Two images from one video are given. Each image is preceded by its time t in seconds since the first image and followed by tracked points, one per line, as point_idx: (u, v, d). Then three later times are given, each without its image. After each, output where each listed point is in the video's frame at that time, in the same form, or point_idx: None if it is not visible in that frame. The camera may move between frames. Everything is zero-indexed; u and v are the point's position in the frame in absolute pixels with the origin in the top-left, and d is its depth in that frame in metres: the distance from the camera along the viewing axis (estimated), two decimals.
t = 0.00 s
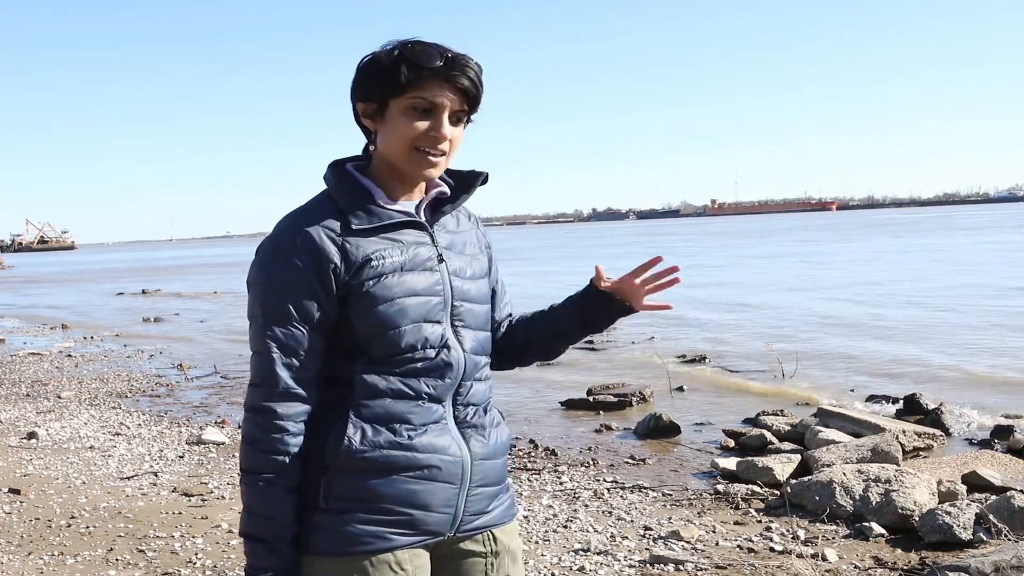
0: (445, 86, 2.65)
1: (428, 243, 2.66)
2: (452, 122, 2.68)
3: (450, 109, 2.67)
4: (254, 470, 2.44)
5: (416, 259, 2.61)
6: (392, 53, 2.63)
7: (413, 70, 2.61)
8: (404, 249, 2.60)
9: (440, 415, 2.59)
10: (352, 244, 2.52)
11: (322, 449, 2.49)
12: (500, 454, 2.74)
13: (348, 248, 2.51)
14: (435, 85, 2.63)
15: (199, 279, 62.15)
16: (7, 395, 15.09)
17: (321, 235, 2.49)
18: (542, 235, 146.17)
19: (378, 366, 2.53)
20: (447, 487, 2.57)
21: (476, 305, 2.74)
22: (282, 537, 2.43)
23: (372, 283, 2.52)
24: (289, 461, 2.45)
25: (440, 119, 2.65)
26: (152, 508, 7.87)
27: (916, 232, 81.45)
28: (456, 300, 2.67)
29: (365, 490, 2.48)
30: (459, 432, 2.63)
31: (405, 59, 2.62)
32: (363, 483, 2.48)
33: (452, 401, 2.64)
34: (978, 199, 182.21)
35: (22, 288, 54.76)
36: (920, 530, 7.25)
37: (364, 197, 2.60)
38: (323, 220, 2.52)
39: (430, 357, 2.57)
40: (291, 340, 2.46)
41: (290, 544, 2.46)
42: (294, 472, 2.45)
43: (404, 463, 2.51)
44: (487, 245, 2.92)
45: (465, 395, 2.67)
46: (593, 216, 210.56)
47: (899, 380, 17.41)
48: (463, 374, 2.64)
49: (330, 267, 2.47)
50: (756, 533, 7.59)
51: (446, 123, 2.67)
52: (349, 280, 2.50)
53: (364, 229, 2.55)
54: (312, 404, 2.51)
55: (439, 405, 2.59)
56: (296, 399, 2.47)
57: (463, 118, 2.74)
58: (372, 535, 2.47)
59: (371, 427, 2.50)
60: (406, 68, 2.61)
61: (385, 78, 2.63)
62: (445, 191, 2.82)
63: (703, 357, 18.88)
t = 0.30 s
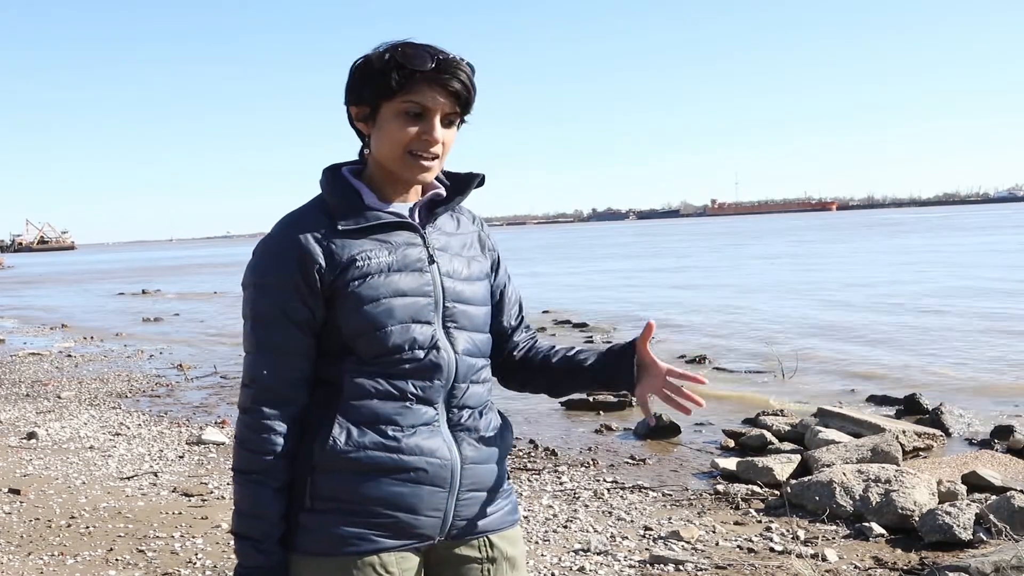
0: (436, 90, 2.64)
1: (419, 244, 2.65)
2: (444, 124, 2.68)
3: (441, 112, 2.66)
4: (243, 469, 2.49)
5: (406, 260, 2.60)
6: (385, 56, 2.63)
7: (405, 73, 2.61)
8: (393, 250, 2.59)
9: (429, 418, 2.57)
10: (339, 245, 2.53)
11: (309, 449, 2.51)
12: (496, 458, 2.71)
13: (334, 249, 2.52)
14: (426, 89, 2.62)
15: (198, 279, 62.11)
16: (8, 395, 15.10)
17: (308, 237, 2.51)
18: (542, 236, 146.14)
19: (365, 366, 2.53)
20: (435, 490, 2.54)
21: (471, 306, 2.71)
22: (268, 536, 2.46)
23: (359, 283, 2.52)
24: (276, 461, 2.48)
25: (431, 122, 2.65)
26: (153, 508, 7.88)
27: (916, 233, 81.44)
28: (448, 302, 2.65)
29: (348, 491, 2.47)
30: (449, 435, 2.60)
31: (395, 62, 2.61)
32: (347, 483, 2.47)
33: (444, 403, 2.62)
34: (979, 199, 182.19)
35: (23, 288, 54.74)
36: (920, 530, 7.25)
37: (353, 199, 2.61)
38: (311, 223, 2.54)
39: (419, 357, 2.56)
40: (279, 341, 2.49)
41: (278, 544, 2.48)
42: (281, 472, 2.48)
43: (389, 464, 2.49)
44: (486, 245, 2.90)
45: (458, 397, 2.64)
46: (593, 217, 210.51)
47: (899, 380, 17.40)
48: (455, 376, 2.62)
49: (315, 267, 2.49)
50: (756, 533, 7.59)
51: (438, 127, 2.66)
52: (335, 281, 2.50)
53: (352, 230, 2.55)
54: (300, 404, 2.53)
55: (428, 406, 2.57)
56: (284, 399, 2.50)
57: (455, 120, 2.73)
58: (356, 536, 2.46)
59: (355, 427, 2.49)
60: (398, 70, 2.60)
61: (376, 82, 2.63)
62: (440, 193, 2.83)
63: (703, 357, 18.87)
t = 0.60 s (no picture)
0: (418, 78, 2.65)
1: (418, 243, 2.62)
2: (428, 111, 2.67)
3: (424, 100, 2.67)
4: (241, 464, 2.55)
5: (402, 259, 2.57)
6: (366, 53, 2.69)
7: (385, 65, 2.65)
8: (390, 248, 2.57)
9: (422, 419, 2.54)
10: (334, 244, 2.53)
11: (303, 448, 2.53)
12: (494, 461, 2.65)
13: (329, 248, 2.52)
14: (406, 79, 2.65)
15: (198, 279, 62.02)
16: (7, 395, 15.08)
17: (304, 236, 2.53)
18: (542, 235, 146.13)
19: (359, 367, 2.52)
20: (424, 492, 2.51)
21: (473, 308, 2.68)
22: (259, 532, 2.51)
23: (353, 281, 2.51)
24: (271, 458, 2.53)
25: (414, 110, 2.65)
26: (152, 508, 7.87)
27: (916, 232, 81.45)
28: (446, 301, 2.62)
29: (336, 489, 2.47)
30: (444, 436, 2.56)
31: (376, 57, 2.66)
32: (334, 482, 2.47)
33: (441, 404, 2.58)
34: (978, 199, 182.24)
35: (22, 288, 54.64)
36: (920, 530, 7.25)
37: (349, 198, 2.60)
38: (308, 224, 2.56)
39: (414, 357, 2.53)
40: (277, 340, 2.52)
41: (270, 540, 2.53)
42: (275, 468, 2.53)
43: (378, 465, 2.48)
44: (497, 242, 2.85)
45: (455, 399, 2.60)
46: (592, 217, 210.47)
47: (899, 380, 17.40)
48: (451, 377, 2.58)
49: (309, 266, 2.50)
50: (756, 533, 7.59)
51: (422, 114, 2.65)
52: (329, 280, 2.51)
53: (347, 229, 2.54)
54: (296, 402, 2.55)
55: (422, 407, 2.54)
56: (280, 397, 2.54)
57: (443, 109, 2.72)
58: (342, 536, 2.46)
59: (347, 427, 2.49)
60: (378, 64, 2.66)
61: (361, 78, 2.68)
62: (441, 192, 2.79)
63: (703, 357, 18.87)
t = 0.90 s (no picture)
0: (414, 79, 2.65)
1: (418, 245, 2.60)
2: (425, 111, 2.67)
3: (421, 101, 2.66)
4: (238, 460, 2.58)
5: (400, 261, 2.55)
6: (361, 58, 2.69)
7: (383, 67, 2.66)
8: (389, 249, 2.56)
9: (415, 421, 2.51)
10: (332, 245, 2.53)
11: (298, 446, 2.54)
12: (490, 466, 2.62)
13: (327, 248, 2.52)
14: (403, 81, 2.65)
15: (198, 279, 62.01)
16: (7, 395, 15.08)
17: (302, 237, 2.53)
18: (543, 235, 146.12)
19: (354, 368, 2.52)
20: (413, 495, 2.48)
21: (475, 310, 2.64)
22: (252, 529, 2.54)
23: (349, 282, 2.50)
24: (268, 455, 2.56)
25: (411, 112, 2.65)
26: (152, 508, 7.88)
27: (916, 232, 81.44)
28: (445, 303, 2.58)
29: (326, 489, 2.47)
30: (437, 439, 2.53)
31: (373, 61, 2.67)
32: (325, 482, 2.48)
33: (437, 407, 2.55)
34: (978, 199, 182.22)
35: (22, 288, 54.59)
36: (920, 530, 7.25)
37: (351, 199, 2.60)
38: (307, 224, 2.56)
39: (409, 360, 2.51)
40: (275, 338, 2.54)
41: (263, 537, 2.55)
42: (271, 466, 2.56)
43: (369, 466, 2.46)
44: (503, 246, 2.83)
45: (451, 403, 2.56)
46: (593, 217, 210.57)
47: (899, 380, 17.40)
48: (447, 380, 2.55)
49: (305, 266, 2.50)
50: (756, 533, 7.59)
51: (420, 116, 2.65)
52: (326, 280, 2.51)
53: (344, 231, 2.54)
54: (292, 402, 2.57)
55: (416, 409, 2.51)
56: (277, 395, 2.56)
57: (443, 108, 2.71)
58: (330, 536, 2.46)
59: (340, 428, 2.49)
60: (375, 66, 2.66)
61: (359, 82, 2.69)
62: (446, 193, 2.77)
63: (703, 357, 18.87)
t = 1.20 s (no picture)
0: (412, 74, 2.66)
1: (419, 244, 2.59)
2: (422, 106, 2.67)
3: (417, 95, 2.66)
4: (236, 458, 2.58)
5: (400, 260, 2.54)
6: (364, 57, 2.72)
7: (382, 65, 2.68)
8: (389, 249, 2.55)
9: (412, 422, 2.50)
10: (332, 243, 2.53)
11: (296, 446, 2.55)
12: (488, 466, 2.60)
13: (327, 247, 2.52)
14: (400, 75, 2.67)
15: (198, 279, 62.04)
16: (7, 395, 15.09)
17: (303, 235, 2.54)
18: (542, 235, 146.13)
19: (352, 368, 2.52)
20: (410, 497, 2.48)
21: (476, 310, 2.63)
22: (249, 527, 2.55)
23: (350, 281, 2.50)
24: (266, 454, 2.57)
25: (407, 106, 2.65)
26: (152, 508, 7.88)
27: (916, 232, 81.43)
28: (445, 303, 2.57)
29: (323, 489, 2.48)
30: (435, 440, 2.53)
31: (373, 56, 2.69)
32: (322, 481, 2.48)
33: (436, 407, 2.54)
34: (978, 199, 182.20)
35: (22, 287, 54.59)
36: (920, 530, 7.25)
37: (352, 197, 2.61)
38: (307, 221, 2.57)
39: (408, 358, 2.50)
40: (274, 336, 2.54)
41: (260, 535, 2.56)
42: (270, 464, 2.57)
43: (365, 466, 2.46)
44: (508, 244, 2.80)
45: (450, 402, 2.55)
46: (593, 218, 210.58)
47: (899, 380, 17.40)
48: (446, 381, 2.53)
49: (304, 264, 2.51)
50: (756, 533, 7.59)
51: (415, 109, 2.65)
52: (324, 279, 2.51)
53: (344, 230, 2.54)
54: (292, 401, 2.58)
55: (414, 410, 2.51)
56: (276, 393, 2.56)
57: (442, 105, 2.70)
58: (325, 536, 2.46)
59: (338, 428, 2.49)
60: (375, 63, 2.69)
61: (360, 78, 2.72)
62: (449, 191, 2.76)
63: (703, 357, 18.87)
